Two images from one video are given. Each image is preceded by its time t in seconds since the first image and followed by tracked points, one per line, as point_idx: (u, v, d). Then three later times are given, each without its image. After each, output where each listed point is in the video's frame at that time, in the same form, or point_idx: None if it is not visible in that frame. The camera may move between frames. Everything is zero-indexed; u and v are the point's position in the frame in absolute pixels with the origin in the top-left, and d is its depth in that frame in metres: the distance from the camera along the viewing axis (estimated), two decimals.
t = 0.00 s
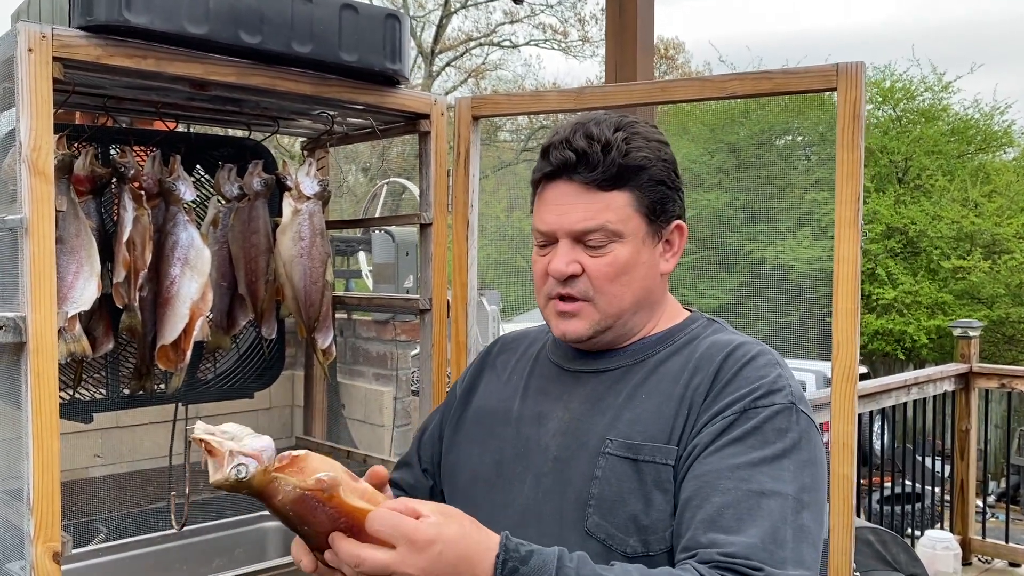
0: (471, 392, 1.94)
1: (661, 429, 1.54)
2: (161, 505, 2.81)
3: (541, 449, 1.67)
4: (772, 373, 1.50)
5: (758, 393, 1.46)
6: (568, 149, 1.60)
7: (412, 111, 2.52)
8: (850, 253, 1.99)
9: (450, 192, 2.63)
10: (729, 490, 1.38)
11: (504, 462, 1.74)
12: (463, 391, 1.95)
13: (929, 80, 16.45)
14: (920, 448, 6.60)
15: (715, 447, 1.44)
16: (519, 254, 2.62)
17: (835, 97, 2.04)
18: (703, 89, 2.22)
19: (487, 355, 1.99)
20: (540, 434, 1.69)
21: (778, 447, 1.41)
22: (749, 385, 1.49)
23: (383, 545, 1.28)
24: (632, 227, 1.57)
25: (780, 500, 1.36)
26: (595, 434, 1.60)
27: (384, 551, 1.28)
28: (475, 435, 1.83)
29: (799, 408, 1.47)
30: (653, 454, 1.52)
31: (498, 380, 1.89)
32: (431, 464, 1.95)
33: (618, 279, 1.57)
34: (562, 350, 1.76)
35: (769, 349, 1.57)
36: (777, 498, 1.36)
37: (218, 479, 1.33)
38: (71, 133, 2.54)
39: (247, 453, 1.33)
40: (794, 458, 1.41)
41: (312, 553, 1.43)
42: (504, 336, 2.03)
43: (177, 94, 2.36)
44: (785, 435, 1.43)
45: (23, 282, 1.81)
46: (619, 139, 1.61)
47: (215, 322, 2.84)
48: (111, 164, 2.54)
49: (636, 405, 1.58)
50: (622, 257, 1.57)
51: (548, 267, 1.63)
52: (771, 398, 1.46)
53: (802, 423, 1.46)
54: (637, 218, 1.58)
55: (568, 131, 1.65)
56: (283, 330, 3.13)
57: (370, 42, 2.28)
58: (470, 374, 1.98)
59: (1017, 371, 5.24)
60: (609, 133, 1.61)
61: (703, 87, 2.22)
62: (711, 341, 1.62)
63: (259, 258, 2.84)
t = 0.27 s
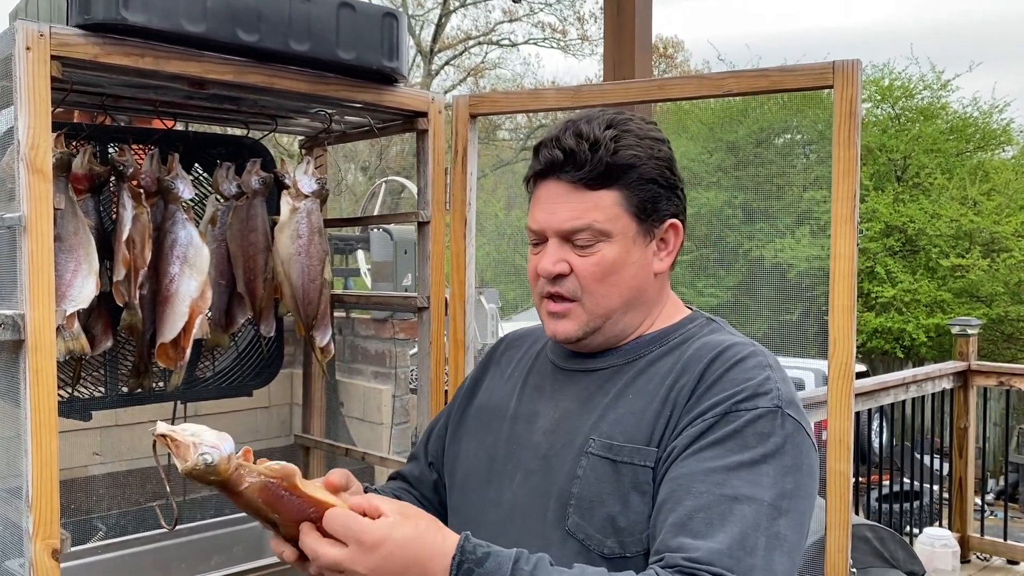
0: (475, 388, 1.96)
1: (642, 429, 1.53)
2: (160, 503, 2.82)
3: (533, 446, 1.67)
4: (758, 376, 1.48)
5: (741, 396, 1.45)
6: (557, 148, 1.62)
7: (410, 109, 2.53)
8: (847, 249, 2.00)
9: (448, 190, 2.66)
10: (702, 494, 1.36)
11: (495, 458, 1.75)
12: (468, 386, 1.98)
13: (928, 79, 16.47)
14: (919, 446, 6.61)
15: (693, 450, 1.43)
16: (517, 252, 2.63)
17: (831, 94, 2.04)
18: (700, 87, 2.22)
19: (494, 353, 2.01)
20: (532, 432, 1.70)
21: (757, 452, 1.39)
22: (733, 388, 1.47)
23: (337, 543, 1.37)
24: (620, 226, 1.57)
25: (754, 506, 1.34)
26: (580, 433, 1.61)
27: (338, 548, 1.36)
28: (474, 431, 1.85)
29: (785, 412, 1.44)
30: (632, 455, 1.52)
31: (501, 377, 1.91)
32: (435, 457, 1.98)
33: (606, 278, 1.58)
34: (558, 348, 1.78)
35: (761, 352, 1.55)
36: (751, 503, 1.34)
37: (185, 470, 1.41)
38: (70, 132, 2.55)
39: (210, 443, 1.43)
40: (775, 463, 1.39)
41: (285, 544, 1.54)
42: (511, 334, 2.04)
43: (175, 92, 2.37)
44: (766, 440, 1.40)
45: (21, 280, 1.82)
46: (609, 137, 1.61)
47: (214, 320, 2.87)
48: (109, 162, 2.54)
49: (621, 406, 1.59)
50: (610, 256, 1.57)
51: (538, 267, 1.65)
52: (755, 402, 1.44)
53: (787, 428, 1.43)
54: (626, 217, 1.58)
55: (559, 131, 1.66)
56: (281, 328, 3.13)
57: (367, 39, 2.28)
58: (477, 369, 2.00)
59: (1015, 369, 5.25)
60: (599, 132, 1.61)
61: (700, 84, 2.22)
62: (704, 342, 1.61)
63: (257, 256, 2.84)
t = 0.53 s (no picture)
0: (481, 387, 1.96)
1: (635, 433, 1.53)
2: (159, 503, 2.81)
3: (531, 448, 1.67)
4: (756, 380, 1.47)
5: (737, 400, 1.43)
6: (560, 145, 1.62)
7: (411, 109, 2.52)
8: (848, 249, 2.00)
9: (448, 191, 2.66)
10: (692, 499, 1.35)
11: (494, 459, 1.75)
12: (475, 385, 1.97)
13: (925, 78, 16.49)
14: (917, 445, 6.61)
15: (686, 455, 1.41)
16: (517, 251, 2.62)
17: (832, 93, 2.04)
18: (702, 86, 2.21)
19: (501, 352, 2.01)
20: (530, 433, 1.70)
21: (752, 457, 1.37)
22: (730, 392, 1.46)
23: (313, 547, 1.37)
24: (622, 224, 1.57)
25: (746, 512, 1.32)
26: (575, 436, 1.60)
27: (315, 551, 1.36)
28: (479, 431, 1.85)
29: (783, 417, 1.42)
30: (624, 459, 1.51)
31: (506, 377, 1.91)
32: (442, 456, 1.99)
33: (607, 277, 1.58)
34: (562, 349, 1.77)
35: (761, 355, 1.54)
36: (743, 510, 1.32)
37: (171, 468, 1.37)
38: (69, 131, 2.54)
39: (196, 439, 1.38)
40: (770, 469, 1.37)
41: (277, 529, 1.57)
42: (519, 334, 2.04)
43: (173, 91, 2.36)
44: (761, 445, 1.39)
45: (21, 280, 1.81)
46: (612, 134, 1.61)
47: (215, 320, 2.87)
48: (108, 162, 2.53)
49: (616, 409, 1.58)
50: (611, 254, 1.57)
51: (541, 264, 1.65)
52: (751, 406, 1.42)
53: (785, 432, 1.41)
54: (628, 215, 1.57)
55: (563, 128, 1.66)
56: (281, 328, 3.12)
57: (367, 38, 2.27)
58: (485, 368, 2.00)
59: (1014, 367, 5.26)
60: (603, 129, 1.61)
61: (701, 83, 2.22)
62: (705, 345, 1.60)
63: (257, 256, 2.83)
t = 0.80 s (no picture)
0: (480, 388, 1.93)
1: (648, 434, 1.51)
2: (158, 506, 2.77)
3: (537, 449, 1.65)
4: (770, 380, 1.45)
5: (752, 400, 1.42)
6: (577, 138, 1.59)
7: (412, 106, 2.50)
8: (856, 249, 1.98)
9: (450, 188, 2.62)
10: (709, 500, 1.33)
11: (498, 461, 1.73)
12: (474, 387, 1.95)
13: (922, 78, 16.51)
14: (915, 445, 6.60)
15: (701, 455, 1.40)
16: (517, 250, 2.60)
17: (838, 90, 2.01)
18: (706, 85, 2.19)
19: (501, 353, 1.99)
20: (536, 435, 1.67)
21: (768, 458, 1.36)
22: (743, 392, 1.44)
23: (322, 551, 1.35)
24: (640, 220, 1.55)
25: (764, 514, 1.30)
26: (585, 437, 1.58)
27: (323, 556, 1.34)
28: (479, 433, 1.82)
29: (797, 416, 1.41)
30: (638, 459, 1.49)
31: (506, 379, 1.88)
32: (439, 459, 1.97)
33: (623, 273, 1.56)
34: (568, 350, 1.75)
35: (773, 354, 1.52)
36: (761, 511, 1.31)
37: (175, 468, 1.34)
38: (66, 130, 2.53)
39: (200, 439, 1.35)
40: (786, 470, 1.35)
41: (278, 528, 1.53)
42: (519, 334, 2.01)
43: (172, 89, 2.34)
44: (776, 445, 1.37)
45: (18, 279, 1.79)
46: (630, 129, 1.59)
47: (214, 321, 2.82)
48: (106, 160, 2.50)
49: (627, 410, 1.56)
50: (627, 250, 1.55)
51: (554, 260, 1.63)
52: (765, 406, 1.41)
53: (799, 432, 1.40)
54: (645, 211, 1.55)
55: (579, 120, 1.63)
56: (281, 328, 3.10)
57: (369, 36, 2.25)
58: (483, 369, 1.97)
59: (1013, 367, 5.25)
60: (621, 123, 1.59)
61: (705, 82, 2.20)
62: (715, 344, 1.58)
63: (257, 256, 2.81)
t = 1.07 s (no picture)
0: (480, 397, 1.90)
1: (662, 437, 1.48)
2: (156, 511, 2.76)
3: (546, 457, 1.62)
4: (782, 379, 1.43)
5: (765, 399, 1.39)
6: (598, 133, 1.55)
7: (414, 107, 2.47)
8: (864, 250, 1.95)
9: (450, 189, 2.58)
10: (728, 503, 1.31)
11: (505, 469, 1.70)
12: (473, 397, 1.91)
13: (916, 79, 16.53)
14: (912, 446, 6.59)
15: (717, 457, 1.37)
16: (512, 252, 2.58)
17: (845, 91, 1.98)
18: (710, 85, 2.16)
19: (500, 359, 1.96)
20: (545, 442, 1.65)
21: (786, 457, 1.34)
22: (756, 392, 1.42)
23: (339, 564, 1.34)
24: (662, 217, 1.54)
25: (784, 514, 1.28)
26: (596, 443, 1.56)
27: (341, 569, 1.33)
28: (482, 444, 1.79)
29: (812, 414, 1.39)
30: (653, 464, 1.46)
31: (507, 387, 1.85)
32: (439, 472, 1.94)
33: (645, 270, 1.54)
34: (573, 356, 1.72)
35: (783, 352, 1.50)
36: (781, 512, 1.29)
37: (180, 487, 1.29)
38: (63, 130, 2.50)
39: (205, 455, 1.31)
40: (804, 469, 1.33)
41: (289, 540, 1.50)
42: (517, 340, 1.99)
43: (171, 89, 2.31)
44: (793, 444, 1.35)
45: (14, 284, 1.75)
46: (650, 126, 1.57)
47: (212, 324, 2.78)
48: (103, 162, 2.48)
49: (639, 414, 1.54)
50: (649, 247, 1.54)
51: (571, 256, 1.59)
52: (779, 405, 1.39)
53: (815, 430, 1.37)
54: (667, 209, 1.55)
55: (596, 116, 1.60)
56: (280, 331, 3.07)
57: (370, 35, 2.22)
58: (482, 378, 1.94)
59: (1011, 368, 5.25)
60: (641, 120, 1.57)
61: (711, 81, 2.16)
62: (722, 344, 1.56)
63: (256, 258, 2.78)
